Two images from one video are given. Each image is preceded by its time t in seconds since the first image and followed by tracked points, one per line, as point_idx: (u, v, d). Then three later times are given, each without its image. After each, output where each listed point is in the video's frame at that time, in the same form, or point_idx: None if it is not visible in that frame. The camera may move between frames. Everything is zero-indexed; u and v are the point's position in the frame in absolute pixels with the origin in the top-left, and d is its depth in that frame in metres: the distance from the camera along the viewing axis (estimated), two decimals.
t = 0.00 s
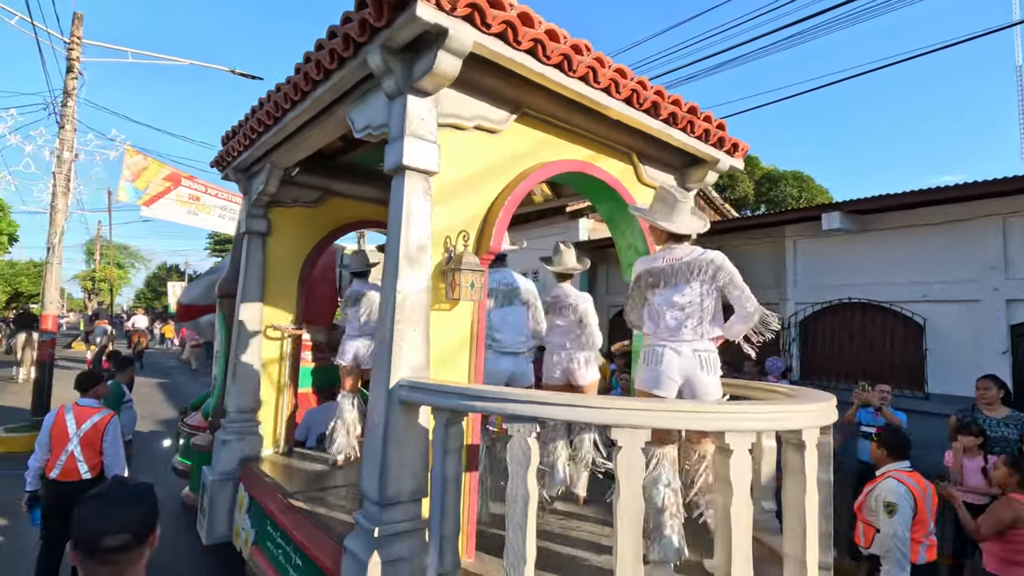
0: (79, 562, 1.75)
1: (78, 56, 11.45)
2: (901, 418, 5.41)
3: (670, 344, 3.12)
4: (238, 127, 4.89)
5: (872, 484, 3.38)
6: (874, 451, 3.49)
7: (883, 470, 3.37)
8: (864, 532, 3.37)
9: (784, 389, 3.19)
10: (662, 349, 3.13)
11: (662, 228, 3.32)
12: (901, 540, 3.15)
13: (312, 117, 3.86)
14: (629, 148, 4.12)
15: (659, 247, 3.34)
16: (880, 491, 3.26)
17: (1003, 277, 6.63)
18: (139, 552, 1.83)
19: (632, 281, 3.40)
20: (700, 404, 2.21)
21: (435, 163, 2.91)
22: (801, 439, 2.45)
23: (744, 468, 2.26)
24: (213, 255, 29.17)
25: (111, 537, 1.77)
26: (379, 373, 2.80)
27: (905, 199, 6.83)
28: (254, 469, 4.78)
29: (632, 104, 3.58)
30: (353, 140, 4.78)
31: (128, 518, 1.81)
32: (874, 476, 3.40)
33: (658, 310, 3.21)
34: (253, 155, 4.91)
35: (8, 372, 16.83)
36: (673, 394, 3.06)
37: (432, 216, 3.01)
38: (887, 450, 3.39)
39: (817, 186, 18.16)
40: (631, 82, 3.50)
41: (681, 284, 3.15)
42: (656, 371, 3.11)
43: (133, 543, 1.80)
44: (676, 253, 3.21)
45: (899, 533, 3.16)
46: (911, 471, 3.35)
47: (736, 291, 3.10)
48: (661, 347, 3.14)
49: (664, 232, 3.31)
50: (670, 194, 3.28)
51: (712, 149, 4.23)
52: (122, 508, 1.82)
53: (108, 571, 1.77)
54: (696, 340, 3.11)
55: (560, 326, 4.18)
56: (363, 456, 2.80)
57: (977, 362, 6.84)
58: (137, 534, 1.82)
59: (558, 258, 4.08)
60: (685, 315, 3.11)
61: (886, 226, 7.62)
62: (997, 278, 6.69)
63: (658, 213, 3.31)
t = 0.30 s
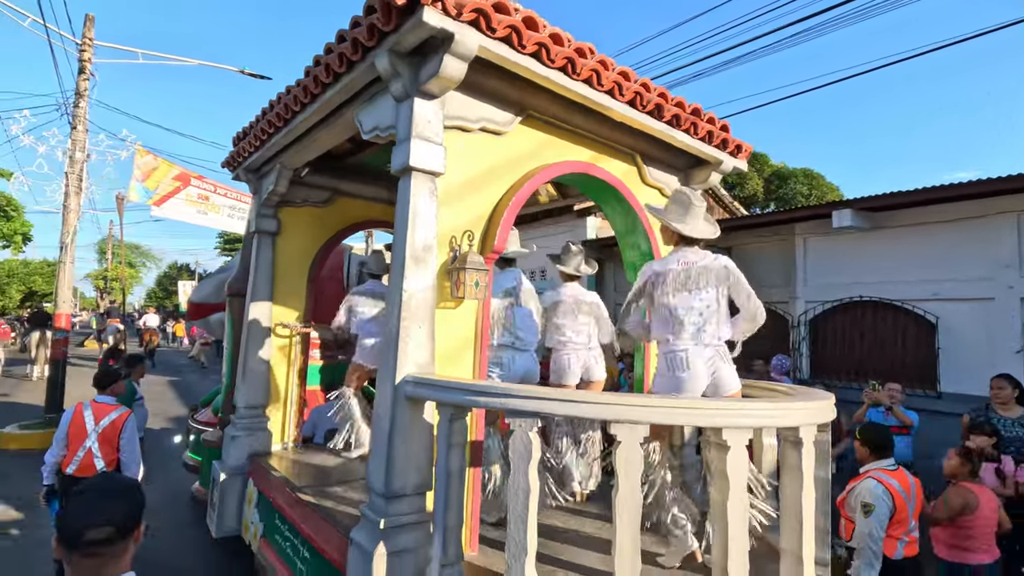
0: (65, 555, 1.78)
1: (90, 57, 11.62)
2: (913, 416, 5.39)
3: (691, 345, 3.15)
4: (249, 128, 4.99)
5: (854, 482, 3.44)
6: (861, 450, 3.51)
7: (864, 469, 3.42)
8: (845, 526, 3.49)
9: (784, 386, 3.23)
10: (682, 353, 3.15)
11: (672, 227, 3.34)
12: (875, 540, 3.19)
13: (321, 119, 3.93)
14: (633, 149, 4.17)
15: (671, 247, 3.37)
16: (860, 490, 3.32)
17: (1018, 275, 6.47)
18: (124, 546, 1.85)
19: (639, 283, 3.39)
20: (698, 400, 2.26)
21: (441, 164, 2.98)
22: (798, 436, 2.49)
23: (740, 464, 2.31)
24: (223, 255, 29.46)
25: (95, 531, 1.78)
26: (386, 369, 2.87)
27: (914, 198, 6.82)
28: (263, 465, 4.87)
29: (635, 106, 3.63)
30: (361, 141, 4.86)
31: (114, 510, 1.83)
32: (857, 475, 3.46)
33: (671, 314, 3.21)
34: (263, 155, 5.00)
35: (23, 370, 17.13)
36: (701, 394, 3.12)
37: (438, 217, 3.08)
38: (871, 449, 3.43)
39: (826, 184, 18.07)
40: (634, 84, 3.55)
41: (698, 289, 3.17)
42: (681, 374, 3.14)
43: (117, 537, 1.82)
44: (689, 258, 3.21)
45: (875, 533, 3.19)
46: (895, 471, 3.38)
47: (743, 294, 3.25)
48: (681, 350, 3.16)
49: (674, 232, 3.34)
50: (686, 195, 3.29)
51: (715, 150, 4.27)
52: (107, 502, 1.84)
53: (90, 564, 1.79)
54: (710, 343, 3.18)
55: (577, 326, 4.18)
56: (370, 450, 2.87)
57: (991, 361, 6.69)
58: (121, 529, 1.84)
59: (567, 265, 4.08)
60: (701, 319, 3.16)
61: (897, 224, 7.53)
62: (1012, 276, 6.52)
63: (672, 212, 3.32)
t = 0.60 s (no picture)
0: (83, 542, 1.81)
1: (102, 59, 11.79)
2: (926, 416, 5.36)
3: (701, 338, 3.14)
4: (254, 130, 5.06)
5: (845, 482, 3.51)
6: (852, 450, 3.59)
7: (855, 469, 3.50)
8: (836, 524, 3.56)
9: (783, 384, 3.25)
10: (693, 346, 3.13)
11: (683, 217, 3.30)
12: (860, 539, 3.26)
13: (322, 121, 3.99)
14: (632, 148, 4.19)
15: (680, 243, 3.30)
16: (849, 490, 3.39)
17: None
18: (137, 534, 1.88)
19: (667, 270, 3.14)
20: (689, 398, 2.29)
21: (437, 165, 3.02)
22: (791, 433, 2.51)
23: (731, 461, 2.34)
24: (235, 254, 29.79)
25: (114, 518, 1.82)
26: (384, 368, 2.92)
27: (924, 194, 6.74)
28: (270, 462, 4.95)
29: (632, 105, 3.65)
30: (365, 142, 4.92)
31: (127, 500, 1.87)
32: (848, 475, 3.53)
33: (695, 305, 3.14)
34: (268, 157, 5.08)
35: (40, 368, 17.43)
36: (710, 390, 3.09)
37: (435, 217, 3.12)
38: (860, 448, 3.51)
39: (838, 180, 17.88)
40: (631, 83, 3.56)
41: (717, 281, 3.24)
42: (690, 370, 3.08)
43: (131, 525, 1.84)
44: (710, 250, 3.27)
45: (859, 532, 3.26)
46: (885, 470, 3.46)
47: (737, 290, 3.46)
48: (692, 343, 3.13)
49: (685, 223, 3.29)
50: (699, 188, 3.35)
51: (714, 148, 4.28)
52: (120, 492, 1.88)
53: (108, 551, 1.81)
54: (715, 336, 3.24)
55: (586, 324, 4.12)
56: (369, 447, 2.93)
57: (1007, 359, 6.55)
58: (136, 516, 1.87)
59: (579, 261, 4.02)
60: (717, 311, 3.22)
61: (909, 221, 7.43)
62: None
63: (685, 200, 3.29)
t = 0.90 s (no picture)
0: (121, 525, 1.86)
1: (116, 61, 12.00)
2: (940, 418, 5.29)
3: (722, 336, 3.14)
4: (262, 133, 5.16)
5: (845, 481, 3.53)
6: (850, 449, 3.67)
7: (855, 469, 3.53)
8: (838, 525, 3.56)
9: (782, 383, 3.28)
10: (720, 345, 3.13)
11: (685, 221, 3.29)
12: (867, 539, 3.25)
13: (328, 124, 4.07)
14: (633, 148, 4.23)
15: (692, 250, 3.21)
16: (850, 490, 3.40)
17: None
18: (171, 519, 1.94)
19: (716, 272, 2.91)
20: (683, 396, 2.33)
21: (438, 167, 3.08)
22: (785, 431, 2.54)
23: (724, 458, 2.38)
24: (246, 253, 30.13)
25: (149, 504, 1.88)
26: (387, 366, 2.99)
27: (934, 192, 6.71)
28: (278, 458, 5.05)
29: (632, 106, 3.69)
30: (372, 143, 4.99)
31: (162, 486, 1.94)
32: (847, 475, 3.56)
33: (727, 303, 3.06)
34: (276, 159, 5.17)
35: (56, 366, 17.75)
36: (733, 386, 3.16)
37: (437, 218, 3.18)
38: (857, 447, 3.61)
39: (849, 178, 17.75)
40: (631, 85, 3.60)
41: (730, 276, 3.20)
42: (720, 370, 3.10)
43: (167, 510, 1.92)
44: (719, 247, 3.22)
45: (865, 533, 3.26)
46: (884, 468, 3.50)
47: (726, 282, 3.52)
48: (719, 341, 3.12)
49: (687, 226, 3.28)
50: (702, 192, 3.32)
51: (715, 148, 4.31)
52: (155, 480, 1.95)
53: (146, 534, 1.87)
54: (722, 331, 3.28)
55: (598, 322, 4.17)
56: (373, 444, 3.00)
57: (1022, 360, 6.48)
58: (170, 502, 1.94)
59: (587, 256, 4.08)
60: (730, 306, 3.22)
61: (921, 219, 7.37)
62: None
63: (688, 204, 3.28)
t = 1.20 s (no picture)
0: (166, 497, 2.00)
1: (130, 63, 12.21)
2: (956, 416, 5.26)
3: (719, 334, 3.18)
4: (272, 135, 5.26)
5: (846, 479, 3.56)
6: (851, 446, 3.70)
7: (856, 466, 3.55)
8: (836, 520, 3.60)
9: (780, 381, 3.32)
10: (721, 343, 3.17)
11: (689, 219, 3.29)
12: (870, 535, 3.27)
13: (335, 127, 4.16)
14: (636, 149, 4.27)
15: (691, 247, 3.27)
16: (853, 486, 3.42)
17: None
18: (213, 494, 2.06)
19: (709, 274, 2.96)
20: (677, 393, 2.39)
21: (440, 170, 3.15)
22: (779, 428, 2.59)
23: (717, 453, 2.43)
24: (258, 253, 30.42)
25: (192, 479, 2.02)
26: (390, 363, 3.07)
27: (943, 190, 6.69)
28: (287, 454, 5.16)
29: (633, 108, 3.74)
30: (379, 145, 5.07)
31: (200, 466, 2.08)
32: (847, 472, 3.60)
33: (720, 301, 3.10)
34: (285, 160, 5.28)
35: (72, 365, 18.05)
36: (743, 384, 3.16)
37: (439, 219, 3.26)
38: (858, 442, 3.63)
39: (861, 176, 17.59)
40: (631, 87, 3.65)
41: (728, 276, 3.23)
42: (723, 365, 3.12)
43: (207, 486, 2.04)
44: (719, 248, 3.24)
45: (869, 529, 3.28)
46: (885, 465, 3.53)
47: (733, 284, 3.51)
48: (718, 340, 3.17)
49: (690, 226, 3.29)
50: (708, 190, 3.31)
51: (717, 148, 4.35)
52: (193, 460, 2.09)
53: (189, 507, 2.00)
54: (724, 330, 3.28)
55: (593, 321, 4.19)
56: (376, 439, 3.08)
57: None
58: (211, 478, 2.07)
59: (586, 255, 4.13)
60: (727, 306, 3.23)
61: (937, 216, 7.33)
62: None
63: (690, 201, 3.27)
